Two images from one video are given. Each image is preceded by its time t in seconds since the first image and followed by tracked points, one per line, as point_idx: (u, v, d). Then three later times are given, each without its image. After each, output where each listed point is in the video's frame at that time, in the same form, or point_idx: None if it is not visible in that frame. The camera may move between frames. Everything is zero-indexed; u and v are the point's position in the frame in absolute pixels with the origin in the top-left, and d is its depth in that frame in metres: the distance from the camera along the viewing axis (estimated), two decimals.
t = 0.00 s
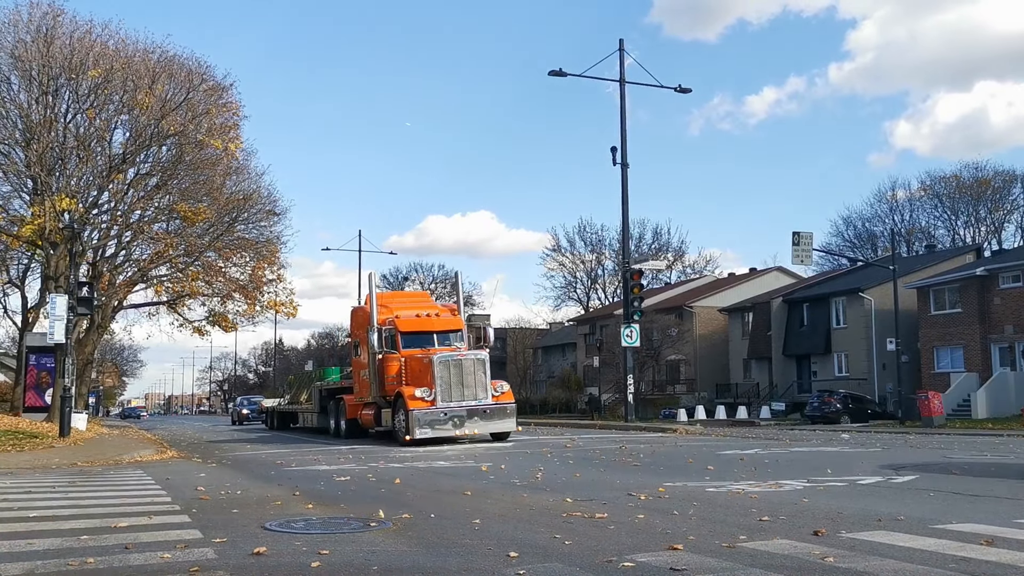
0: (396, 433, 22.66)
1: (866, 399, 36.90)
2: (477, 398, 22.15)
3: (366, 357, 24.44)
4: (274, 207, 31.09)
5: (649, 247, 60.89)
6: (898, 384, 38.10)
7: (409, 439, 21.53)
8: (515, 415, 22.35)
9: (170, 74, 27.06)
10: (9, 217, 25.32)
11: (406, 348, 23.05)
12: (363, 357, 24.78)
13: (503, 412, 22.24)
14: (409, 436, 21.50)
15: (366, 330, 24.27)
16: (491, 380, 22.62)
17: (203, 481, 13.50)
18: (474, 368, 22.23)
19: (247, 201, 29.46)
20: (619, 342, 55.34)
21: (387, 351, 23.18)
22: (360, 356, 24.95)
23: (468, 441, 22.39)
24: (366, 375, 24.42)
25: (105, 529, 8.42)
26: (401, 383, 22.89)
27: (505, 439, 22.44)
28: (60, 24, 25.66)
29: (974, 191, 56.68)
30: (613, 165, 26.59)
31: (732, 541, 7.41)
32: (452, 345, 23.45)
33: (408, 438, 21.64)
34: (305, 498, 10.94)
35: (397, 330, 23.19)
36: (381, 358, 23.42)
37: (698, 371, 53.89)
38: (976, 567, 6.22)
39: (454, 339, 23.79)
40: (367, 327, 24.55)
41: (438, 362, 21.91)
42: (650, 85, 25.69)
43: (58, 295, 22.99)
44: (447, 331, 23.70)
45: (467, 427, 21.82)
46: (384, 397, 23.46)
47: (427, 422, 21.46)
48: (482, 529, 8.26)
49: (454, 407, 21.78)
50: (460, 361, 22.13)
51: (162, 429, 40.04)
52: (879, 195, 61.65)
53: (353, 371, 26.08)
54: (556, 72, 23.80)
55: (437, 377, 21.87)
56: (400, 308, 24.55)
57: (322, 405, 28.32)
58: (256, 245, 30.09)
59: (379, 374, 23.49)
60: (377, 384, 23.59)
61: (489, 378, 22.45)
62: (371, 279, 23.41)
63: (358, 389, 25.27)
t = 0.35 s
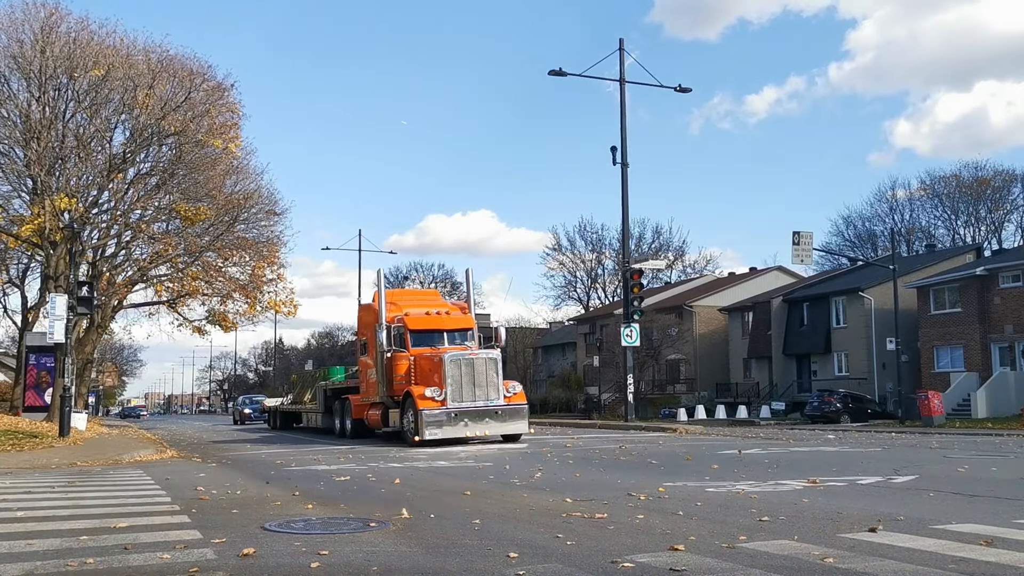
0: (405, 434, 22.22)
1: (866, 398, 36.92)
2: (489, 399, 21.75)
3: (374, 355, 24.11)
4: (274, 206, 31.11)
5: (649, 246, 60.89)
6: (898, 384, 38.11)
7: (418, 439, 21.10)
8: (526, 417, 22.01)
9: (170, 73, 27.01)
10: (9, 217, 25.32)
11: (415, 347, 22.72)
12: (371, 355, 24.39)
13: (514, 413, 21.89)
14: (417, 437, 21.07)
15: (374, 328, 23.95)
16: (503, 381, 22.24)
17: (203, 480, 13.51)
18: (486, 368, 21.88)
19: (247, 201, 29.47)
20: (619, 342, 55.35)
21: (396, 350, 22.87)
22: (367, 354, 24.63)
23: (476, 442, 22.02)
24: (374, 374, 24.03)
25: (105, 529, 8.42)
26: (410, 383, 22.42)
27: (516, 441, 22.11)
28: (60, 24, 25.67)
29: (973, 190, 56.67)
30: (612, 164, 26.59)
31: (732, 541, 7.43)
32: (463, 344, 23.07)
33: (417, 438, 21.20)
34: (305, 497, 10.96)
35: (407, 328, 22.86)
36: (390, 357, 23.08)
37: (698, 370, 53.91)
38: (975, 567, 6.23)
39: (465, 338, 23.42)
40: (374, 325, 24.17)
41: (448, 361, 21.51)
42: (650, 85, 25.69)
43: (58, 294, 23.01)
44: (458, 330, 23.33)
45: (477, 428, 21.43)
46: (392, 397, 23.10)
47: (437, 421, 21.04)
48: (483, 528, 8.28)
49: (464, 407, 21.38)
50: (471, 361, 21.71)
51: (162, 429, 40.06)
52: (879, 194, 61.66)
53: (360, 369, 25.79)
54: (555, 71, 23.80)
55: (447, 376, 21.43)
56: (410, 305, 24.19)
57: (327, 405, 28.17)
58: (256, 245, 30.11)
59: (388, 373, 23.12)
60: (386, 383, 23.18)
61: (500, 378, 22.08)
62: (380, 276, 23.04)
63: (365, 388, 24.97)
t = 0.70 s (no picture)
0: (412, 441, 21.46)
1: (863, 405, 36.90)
2: (500, 406, 20.99)
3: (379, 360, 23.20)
4: (271, 213, 31.13)
5: (646, 253, 60.90)
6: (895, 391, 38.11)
7: (427, 447, 20.40)
8: (539, 424, 21.16)
9: (168, 81, 27.04)
10: (5, 224, 25.30)
11: (423, 351, 21.82)
12: (376, 359, 23.62)
13: (526, 421, 21.05)
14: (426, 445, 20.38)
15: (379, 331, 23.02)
16: (515, 386, 21.43)
17: (199, 488, 13.45)
18: (497, 372, 21.11)
19: (245, 208, 29.46)
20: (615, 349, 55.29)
21: (404, 354, 21.88)
22: (372, 358, 23.71)
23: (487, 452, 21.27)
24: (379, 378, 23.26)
25: (100, 537, 8.39)
26: (418, 388, 21.56)
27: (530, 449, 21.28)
28: (59, 32, 25.70)
29: (969, 198, 56.81)
30: (609, 171, 26.61)
31: (729, 549, 7.41)
32: (473, 349, 22.19)
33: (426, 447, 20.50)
34: (300, 505, 10.91)
35: (414, 331, 21.95)
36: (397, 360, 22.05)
37: (694, 377, 53.86)
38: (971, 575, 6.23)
39: (475, 342, 22.58)
40: (380, 328, 23.40)
41: (458, 366, 20.81)
42: (647, 92, 25.74)
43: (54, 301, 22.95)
44: (468, 334, 22.45)
45: (488, 436, 20.65)
46: (398, 403, 22.30)
47: (445, 427, 20.33)
48: (480, 537, 8.25)
49: (473, 413, 20.64)
50: (482, 365, 21.02)
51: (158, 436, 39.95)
52: (875, 201, 61.80)
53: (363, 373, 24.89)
54: (553, 78, 23.87)
55: (457, 380, 20.73)
56: (417, 308, 23.34)
57: (329, 411, 27.81)
58: (252, 252, 30.10)
59: (394, 378, 22.29)
60: (391, 388, 22.37)
61: (512, 384, 21.28)
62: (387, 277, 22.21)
63: (370, 394, 24.08)
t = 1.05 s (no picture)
0: (419, 443, 20.75)
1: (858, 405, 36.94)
2: (510, 405, 20.23)
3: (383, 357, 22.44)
4: (268, 213, 31.09)
5: (642, 253, 60.90)
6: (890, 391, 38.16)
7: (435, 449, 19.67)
8: (551, 423, 20.39)
9: (165, 79, 27.00)
10: None
11: (429, 349, 21.26)
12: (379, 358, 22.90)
13: (537, 420, 20.29)
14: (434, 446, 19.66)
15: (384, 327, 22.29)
16: (526, 384, 20.67)
17: (195, 488, 13.40)
18: (506, 371, 20.32)
19: (241, 207, 29.42)
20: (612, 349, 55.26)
21: (409, 352, 21.38)
22: (376, 355, 22.96)
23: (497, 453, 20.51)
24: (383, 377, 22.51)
25: (95, 536, 8.37)
26: (424, 387, 21.07)
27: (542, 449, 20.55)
28: (56, 31, 25.66)
29: (965, 198, 56.92)
30: (605, 171, 26.61)
31: (726, 548, 7.42)
32: (481, 346, 21.57)
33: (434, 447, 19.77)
34: (296, 505, 10.89)
35: (419, 328, 21.36)
36: (401, 359, 21.55)
37: (690, 377, 53.87)
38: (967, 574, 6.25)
39: (483, 338, 21.92)
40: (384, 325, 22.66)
41: (466, 365, 20.00)
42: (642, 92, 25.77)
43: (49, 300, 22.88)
44: (475, 331, 21.82)
45: (498, 436, 19.89)
46: (404, 403, 21.50)
47: (453, 428, 19.59)
48: (477, 536, 8.25)
49: (483, 413, 19.88)
50: (491, 363, 20.26)
51: (152, 435, 39.80)
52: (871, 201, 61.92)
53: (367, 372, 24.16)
54: (549, 78, 23.87)
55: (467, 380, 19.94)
56: (422, 304, 22.66)
57: (332, 410, 27.11)
58: (248, 252, 30.06)
59: (398, 376, 21.60)
60: (396, 387, 21.62)
61: (523, 382, 20.51)
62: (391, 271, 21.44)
63: (374, 392, 23.33)
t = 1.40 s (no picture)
0: (428, 441, 19.64)
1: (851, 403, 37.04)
2: (524, 403, 19.24)
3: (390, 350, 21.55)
4: (262, 208, 31.04)
5: (636, 250, 60.89)
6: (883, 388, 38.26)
7: (444, 447, 18.68)
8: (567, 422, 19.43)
9: (158, 73, 26.91)
10: None
11: (439, 343, 20.27)
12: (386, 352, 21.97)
13: (552, 418, 19.32)
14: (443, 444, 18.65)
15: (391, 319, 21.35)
16: (540, 381, 19.71)
17: (189, 483, 13.35)
18: (520, 366, 19.36)
19: (235, 203, 29.37)
20: (606, 345, 55.26)
21: (417, 346, 20.33)
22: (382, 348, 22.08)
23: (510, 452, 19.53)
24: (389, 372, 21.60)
25: (88, 532, 8.34)
26: (434, 382, 20.04)
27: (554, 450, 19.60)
28: (49, 24, 25.58)
29: (959, 197, 57.08)
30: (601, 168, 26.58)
31: (719, 545, 7.45)
32: (492, 340, 20.74)
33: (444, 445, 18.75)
34: (289, 501, 10.88)
35: (430, 321, 20.40)
36: (410, 352, 20.43)
37: (683, 374, 53.93)
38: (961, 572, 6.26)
39: (494, 333, 21.06)
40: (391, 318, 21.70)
41: (478, 359, 19.08)
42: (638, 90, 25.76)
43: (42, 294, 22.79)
44: (486, 325, 21.01)
45: (511, 434, 18.90)
46: (410, 399, 20.54)
47: (465, 425, 18.58)
48: (470, 533, 8.25)
49: (496, 410, 18.87)
50: (506, 358, 19.26)
51: (146, 431, 39.75)
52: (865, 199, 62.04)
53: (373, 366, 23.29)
54: (545, 74, 23.87)
55: (480, 375, 18.95)
56: (431, 296, 21.73)
57: (333, 405, 26.50)
58: (243, 247, 30.02)
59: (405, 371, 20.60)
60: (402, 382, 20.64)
61: (538, 379, 19.54)
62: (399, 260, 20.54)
63: (380, 387, 22.43)
